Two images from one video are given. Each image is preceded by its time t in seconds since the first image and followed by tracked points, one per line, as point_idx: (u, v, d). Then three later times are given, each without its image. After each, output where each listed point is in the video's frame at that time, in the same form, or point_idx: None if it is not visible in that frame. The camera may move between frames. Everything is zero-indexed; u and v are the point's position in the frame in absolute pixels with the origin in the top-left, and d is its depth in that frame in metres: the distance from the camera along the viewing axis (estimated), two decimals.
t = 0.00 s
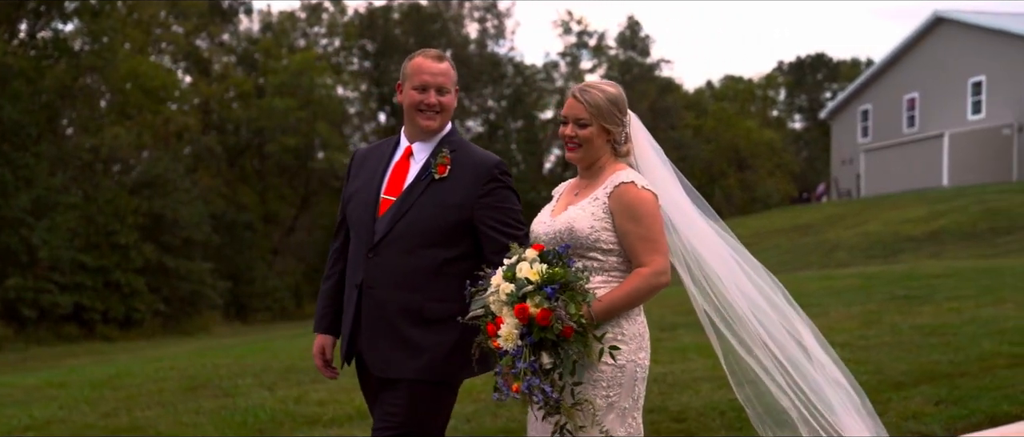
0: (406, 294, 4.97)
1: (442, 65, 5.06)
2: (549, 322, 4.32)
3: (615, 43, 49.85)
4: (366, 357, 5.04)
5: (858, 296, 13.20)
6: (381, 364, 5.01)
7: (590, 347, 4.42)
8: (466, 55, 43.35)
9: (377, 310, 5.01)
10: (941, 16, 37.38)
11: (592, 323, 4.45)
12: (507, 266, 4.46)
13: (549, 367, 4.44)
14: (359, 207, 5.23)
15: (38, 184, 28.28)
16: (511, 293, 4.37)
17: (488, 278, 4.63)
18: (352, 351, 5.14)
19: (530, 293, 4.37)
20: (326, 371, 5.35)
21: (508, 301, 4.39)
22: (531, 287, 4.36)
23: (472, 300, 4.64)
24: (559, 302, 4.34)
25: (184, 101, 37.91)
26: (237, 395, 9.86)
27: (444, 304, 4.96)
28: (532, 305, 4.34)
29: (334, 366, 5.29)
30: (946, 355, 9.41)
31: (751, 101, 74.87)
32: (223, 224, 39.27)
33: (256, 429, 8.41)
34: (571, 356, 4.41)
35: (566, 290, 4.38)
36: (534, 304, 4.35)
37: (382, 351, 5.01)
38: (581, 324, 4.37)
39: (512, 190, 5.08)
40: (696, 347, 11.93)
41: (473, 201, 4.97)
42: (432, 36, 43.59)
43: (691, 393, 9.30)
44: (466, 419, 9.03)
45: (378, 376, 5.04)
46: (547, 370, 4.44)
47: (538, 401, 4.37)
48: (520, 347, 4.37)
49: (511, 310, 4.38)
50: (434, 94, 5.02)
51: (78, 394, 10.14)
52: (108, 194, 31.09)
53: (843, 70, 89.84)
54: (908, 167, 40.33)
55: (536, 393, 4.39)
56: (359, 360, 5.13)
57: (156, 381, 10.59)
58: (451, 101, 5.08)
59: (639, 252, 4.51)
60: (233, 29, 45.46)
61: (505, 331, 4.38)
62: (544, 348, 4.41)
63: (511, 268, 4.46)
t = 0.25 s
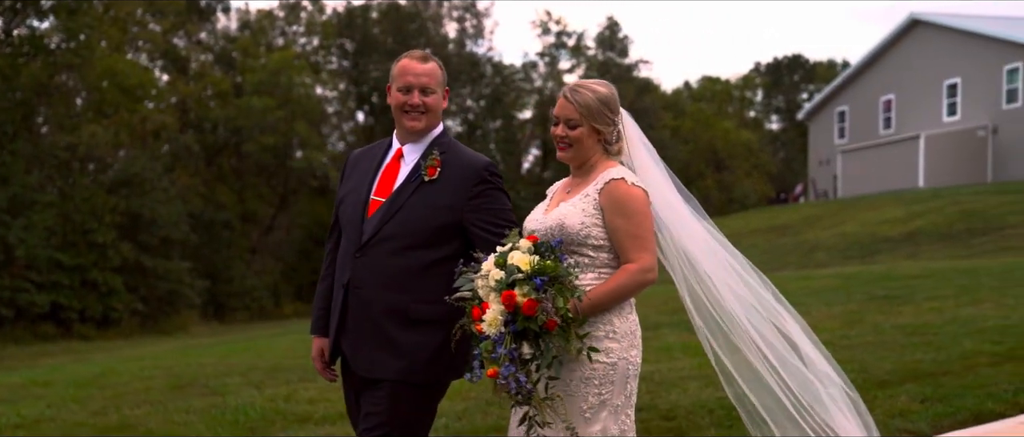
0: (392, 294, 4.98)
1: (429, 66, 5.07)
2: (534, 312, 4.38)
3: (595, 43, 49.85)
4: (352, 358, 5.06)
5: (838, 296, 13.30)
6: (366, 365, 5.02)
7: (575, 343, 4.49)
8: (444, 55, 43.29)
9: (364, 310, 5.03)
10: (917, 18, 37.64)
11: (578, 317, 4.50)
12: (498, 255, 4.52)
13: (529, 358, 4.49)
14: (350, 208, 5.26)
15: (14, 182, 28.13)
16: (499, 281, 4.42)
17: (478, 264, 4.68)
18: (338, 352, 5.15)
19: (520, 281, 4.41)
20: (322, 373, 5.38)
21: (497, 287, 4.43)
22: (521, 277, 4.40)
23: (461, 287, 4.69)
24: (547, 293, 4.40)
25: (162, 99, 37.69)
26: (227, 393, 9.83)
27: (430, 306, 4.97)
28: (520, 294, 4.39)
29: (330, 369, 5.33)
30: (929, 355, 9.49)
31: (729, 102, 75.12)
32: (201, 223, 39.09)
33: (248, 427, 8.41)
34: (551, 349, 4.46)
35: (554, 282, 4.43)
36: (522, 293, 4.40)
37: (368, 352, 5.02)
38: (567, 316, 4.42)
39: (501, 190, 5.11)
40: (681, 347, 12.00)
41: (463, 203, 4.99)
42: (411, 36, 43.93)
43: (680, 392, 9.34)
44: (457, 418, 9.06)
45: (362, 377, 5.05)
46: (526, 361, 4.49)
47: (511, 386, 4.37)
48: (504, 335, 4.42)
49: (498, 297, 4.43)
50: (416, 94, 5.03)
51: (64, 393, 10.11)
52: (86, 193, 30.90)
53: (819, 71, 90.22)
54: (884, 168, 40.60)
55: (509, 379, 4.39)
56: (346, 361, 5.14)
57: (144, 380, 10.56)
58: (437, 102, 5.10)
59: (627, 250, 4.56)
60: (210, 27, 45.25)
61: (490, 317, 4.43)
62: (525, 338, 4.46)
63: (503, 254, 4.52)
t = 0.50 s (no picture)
0: (382, 293, 4.97)
1: (420, 68, 5.10)
2: (524, 304, 4.42)
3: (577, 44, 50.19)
4: (343, 357, 5.05)
5: (823, 296, 13.39)
6: (357, 363, 5.00)
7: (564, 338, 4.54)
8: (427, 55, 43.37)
9: (356, 309, 5.02)
10: (897, 20, 37.87)
11: (570, 313, 4.54)
12: (493, 246, 4.58)
13: (515, 350, 4.52)
14: (346, 209, 5.28)
15: None
16: (491, 271, 4.47)
17: (474, 253, 4.75)
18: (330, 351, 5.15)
19: (512, 272, 4.46)
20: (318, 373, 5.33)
21: (489, 276, 4.48)
22: (513, 268, 4.46)
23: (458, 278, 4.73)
24: (538, 286, 4.44)
25: (143, 99, 37.55)
26: (221, 393, 9.83)
27: (423, 305, 4.94)
28: (511, 283, 4.44)
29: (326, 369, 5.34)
30: (916, 354, 9.59)
31: (709, 103, 75.42)
32: (184, 223, 38.99)
33: (244, 427, 8.41)
34: (538, 344, 4.48)
35: (546, 276, 4.48)
36: (512, 282, 4.45)
37: (358, 349, 5.00)
38: (556, 311, 4.46)
39: (496, 190, 5.11)
40: (669, 346, 12.09)
41: (455, 203, 4.99)
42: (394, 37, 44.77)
43: (672, 391, 9.40)
44: (453, 418, 9.10)
45: (353, 376, 5.04)
46: (513, 353, 4.53)
47: (494, 377, 4.40)
48: (493, 323, 4.47)
49: (489, 286, 4.47)
50: (404, 97, 5.06)
51: (58, 393, 10.08)
52: (68, 193, 30.76)
53: (799, 73, 90.68)
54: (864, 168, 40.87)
55: (493, 370, 4.42)
56: (338, 361, 5.13)
57: (137, 380, 10.55)
58: (429, 103, 5.10)
59: (621, 249, 4.59)
60: (192, 26, 45.15)
61: (481, 306, 4.47)
62: (513, 330, 4.49)
63: (499, 246, 4.58)
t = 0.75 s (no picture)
0: (379, 290, 4.98)
1: (414, 65, 5.12)
2: (515, 296, 4.49)
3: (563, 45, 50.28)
4: (340, 353, 5.05)
5: (812, 295, 13.46)
6: (354, 360, 5.00)
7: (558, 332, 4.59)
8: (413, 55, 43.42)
9: (353, 305, 5.03)
10: (880, 21, 38.05)
11: (564, 308, 4.58)
12: (490, 238, 4.63)
13: (508, 342, 4.56)
14: (345, 207, 5.31)
15: None
16: (487, 262, 4.52)
17: (473, 248, 4.79)
18: (327, 348, 5.14)
19: (505, 264, 4.52)
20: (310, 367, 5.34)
21: (483, 267, 4.53)
22: (507, 260, 4.52)
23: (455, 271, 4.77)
24: (530, 278, 4.51)
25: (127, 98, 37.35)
26: (219, 392, 9.85)
27: (419, 302, 4.95)
28: (504, 275, 4.50)
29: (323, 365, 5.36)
30: (907, 353, 9.66)
31: (693, 103, 75.65)
32: (170, 223, 38.89)
33: (243, 427, 8.48)
34: (530, 339, 4.54)
35: (540, 270, 4.54)
36: (506, 274, 4.51)
37: (355, 346, 5.00)
38: (549, 304, 4.52)
39: (492, 188, 5.14)
40: (661, 345, 12.16)
41: (452, 200, 5.02)
42: (379, 37, 45.02)
43: (667, 390, 9.45)
44: (451, 416, 9.15)
45: (351, 373, 5.03)
46: (505, 345, 4.56)
47: (485, 368, 4.47)
48: (485, 314, 4.52)
49: (483, 277, 4.52)
50: (396, 94, 5.09)
51: (55, 393, 10.08)
52: (53, 193, 30.61)
53: (783, 73, 90.97)
54: (848, 168, 41.04)
55: (484, 360, 4.48)
56: (335, 358, 5.13)
57: (132, 380, 10.54)
58: (423, 100, 5.12)
59: (618, 247, 4.62)
60: (176, 26, 45.10)
61: (474, 296, 4.52)
62: (506, 323, 4.55)
63: (495, 239, 4.64)
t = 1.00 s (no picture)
0: (373, 283, 5.00)
1: (404, 59, 5.14)
2: (507, 289, 4.52)
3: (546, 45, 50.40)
4: (335, 346, 5.07)
5: (797, 294, 13.54)
6: (348, 352, 5.02)
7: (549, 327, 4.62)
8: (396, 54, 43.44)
9: (348, 297, 5.06)
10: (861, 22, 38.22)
11: (556, 304, 4.62)
12: (484, 231, 4.66)
13: (498, 336, 4.60)
14: (340, 200, 5.33)
15: None
16: (480, 255, 4.55)
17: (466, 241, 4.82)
18: (323, 341, 5.16)
19: (499, 258, 4.54)
20: (300, 353, 5.39)
21: (477, 260, 4.56)
22: (501, 254, 4.54)
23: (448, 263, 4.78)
24: (522, 272, 4.54)
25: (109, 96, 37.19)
26: (212, 389, 9.86)
27: (412, 294, 4.98)
28: (496, 269, 4.52)
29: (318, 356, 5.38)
30: (894, 350, 9.75)
31: (676, 103, 75.85)
32: (152, 221, 38.76)
33: (239, 423, 8.50)
34: (520, 332, 4.58)
35: (533, 265, 4.57)
36: (499, 268, 4.53)
37: (350, 339, 5.02)
38: (539, 299, 4.55)
39: (485, 181, 5.14)
40: (650, 343, 12.22)
41: (445, 193, 5.03)
42: (362, 35, 45.27)
43: (659, 387, 9.50)
44: (446, 413, 9.19)
45: (347, 365, 5.06)
46: (496, 338, 4.60)
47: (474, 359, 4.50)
48: (477, 306, 4.55)
49: (475, 270, 4.55)
50: (386, 89, 5.12)
51: (47, 391, 10.05)
52: (35, 192, 30.32)
53: (766, 74, 91.22)
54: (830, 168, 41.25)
55: (473, 352, 4.51)
56: (329, 350, 5.15)
57: (122, 378, 10.52)
58: (412, 93, 5.14)
59: (610, 245, 4.66)
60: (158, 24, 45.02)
61: (466, 289, 4.55)
62: (498, 316, 4.60)
63: (490, 232, 4.67)
